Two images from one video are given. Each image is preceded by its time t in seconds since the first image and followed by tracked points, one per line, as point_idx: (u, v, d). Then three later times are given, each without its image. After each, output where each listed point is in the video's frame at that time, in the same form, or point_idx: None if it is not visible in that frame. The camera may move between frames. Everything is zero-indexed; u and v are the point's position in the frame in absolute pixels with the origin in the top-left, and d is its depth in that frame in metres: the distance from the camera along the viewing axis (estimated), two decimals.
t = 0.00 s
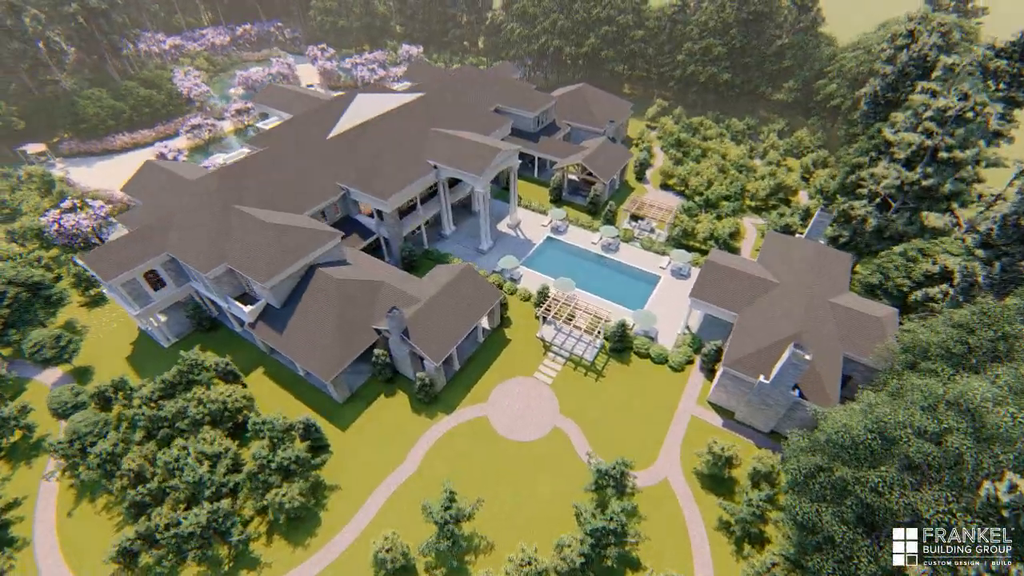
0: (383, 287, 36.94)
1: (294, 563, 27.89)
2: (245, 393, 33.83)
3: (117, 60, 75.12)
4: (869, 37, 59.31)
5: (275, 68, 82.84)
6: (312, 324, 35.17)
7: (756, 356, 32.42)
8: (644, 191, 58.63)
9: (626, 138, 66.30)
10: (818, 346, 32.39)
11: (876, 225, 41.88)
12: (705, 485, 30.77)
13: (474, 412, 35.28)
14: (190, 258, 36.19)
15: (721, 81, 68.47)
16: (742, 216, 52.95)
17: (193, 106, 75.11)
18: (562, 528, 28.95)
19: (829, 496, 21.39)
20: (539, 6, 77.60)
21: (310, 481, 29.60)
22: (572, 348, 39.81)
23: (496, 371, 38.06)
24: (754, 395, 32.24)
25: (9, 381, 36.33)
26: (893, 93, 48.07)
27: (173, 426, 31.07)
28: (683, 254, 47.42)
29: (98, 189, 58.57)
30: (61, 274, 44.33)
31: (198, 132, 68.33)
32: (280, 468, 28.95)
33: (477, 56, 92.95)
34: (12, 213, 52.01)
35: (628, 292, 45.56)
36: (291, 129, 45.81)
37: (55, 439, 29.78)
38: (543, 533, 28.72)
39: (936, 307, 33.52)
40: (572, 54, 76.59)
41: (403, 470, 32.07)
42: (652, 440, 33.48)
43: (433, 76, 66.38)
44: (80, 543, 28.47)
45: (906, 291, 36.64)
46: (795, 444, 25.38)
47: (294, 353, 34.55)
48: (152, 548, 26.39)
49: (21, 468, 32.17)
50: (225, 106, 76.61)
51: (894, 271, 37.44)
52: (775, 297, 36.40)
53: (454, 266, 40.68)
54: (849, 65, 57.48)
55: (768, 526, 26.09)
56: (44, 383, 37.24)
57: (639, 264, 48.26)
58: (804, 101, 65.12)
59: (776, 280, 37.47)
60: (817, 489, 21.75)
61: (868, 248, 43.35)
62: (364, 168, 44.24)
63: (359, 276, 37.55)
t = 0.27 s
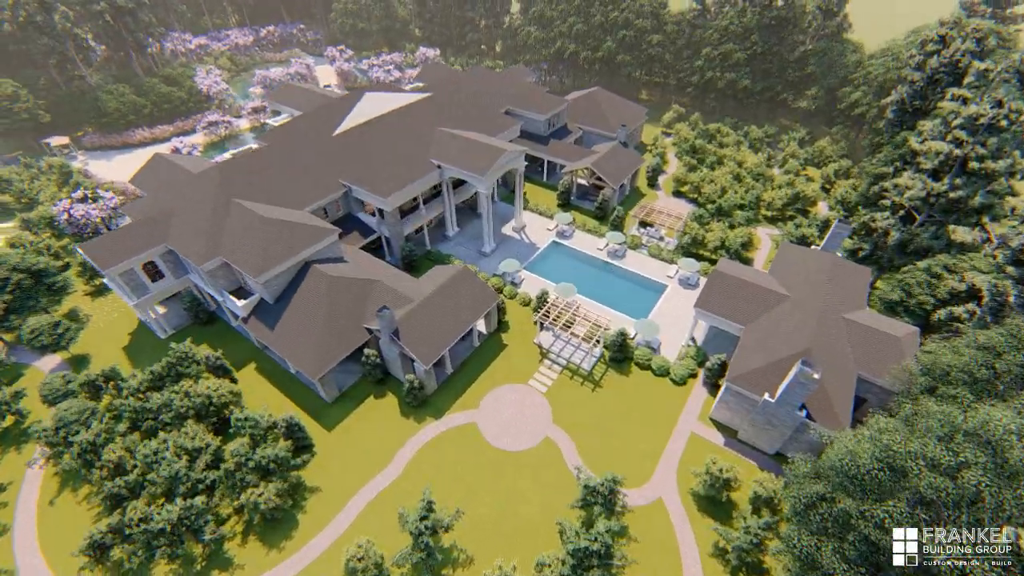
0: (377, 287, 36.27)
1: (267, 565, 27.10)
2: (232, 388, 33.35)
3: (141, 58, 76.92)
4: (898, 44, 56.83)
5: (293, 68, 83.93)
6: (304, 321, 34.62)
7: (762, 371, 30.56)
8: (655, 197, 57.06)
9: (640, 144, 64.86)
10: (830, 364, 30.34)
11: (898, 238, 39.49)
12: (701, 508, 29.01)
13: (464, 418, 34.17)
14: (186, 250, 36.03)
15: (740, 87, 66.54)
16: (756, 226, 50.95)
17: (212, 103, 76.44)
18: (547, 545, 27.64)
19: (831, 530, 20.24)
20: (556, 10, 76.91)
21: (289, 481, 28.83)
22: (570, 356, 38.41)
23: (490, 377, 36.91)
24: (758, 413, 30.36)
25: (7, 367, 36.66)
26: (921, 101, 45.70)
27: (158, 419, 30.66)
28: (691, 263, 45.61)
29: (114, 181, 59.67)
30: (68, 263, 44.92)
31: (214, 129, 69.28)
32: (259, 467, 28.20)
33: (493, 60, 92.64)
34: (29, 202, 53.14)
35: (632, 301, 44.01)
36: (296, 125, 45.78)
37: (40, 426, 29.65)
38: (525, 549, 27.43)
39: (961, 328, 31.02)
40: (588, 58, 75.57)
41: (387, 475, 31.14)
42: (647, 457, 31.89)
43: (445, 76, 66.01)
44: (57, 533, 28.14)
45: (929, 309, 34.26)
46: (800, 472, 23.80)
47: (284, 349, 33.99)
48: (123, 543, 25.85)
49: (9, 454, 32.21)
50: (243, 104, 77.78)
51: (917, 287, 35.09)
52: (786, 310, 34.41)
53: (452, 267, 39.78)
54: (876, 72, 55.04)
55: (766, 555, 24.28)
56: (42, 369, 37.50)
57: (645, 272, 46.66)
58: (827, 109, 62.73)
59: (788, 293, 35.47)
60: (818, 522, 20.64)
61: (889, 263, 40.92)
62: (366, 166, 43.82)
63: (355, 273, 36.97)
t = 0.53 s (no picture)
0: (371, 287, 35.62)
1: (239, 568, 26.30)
2: (220, 383, 32.92)
3: (165, 56, 78.66)
4: (929, 50, 54.20)
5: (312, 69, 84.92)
6: (294, 318, 34.09)
7: (767, 390, 28.67)
8: (666, 205, 55.38)
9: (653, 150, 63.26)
10: (841, 384, 28.31)
11: (922, 253, 37.04)
12: (695, 532, 27.25)
13: (452, 425, 33.05)
14: (183, 243, 35.93)
15: (760, 94, 64.42)
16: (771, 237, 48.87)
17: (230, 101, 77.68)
18: (527, 564, 26.23)
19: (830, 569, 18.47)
20: (574, 14, 75.99)
21: (266, 481, 28.08)
22: (566, 365, 36.98)
23: (482, 383, 35.77)
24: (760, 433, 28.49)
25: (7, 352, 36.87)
26: (951, 109, 43.24)
27: (142, 411, 30.35)
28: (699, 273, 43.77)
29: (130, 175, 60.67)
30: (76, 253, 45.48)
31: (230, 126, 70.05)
32: (236, 466, 27.50)
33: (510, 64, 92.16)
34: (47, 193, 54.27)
35: (636, 310, 42.38)
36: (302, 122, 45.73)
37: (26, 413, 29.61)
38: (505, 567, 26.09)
39: (988, 353, 28.72)
40: (604, 62, 74.39)
41: (368, 480, 30.19)
42: (640, 475, 30.22)
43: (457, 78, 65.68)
44: (35, 523, 27.93)
45: (953, 331, 31.82)
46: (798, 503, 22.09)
47: (273, 346, 33.44)
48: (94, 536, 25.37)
49: None
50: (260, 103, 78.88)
51: (941, 306, 32.67)
52: (795, 325, 32.38)
53: (449, 269, 38.86)
54: (905, 79, 52.50)
55: None
56: (41, 356, 37.77)
57: (651, 281, 45.02)
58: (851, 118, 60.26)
59: (799, 307, 33.43)
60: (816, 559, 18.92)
61: (912, 280, 38.47)
62: (369, 165, 43.41)
63: (349, 272, 36.34)
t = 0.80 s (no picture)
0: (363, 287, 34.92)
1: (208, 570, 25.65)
2: (207, 379, 32.58)
3: (188, 55, 80.29)
4: (963, 57, 51.36)
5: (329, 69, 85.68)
6: (284, 316, 33.54)
7: (770, 410, 26.78)
8: (677, 212, 53.63)
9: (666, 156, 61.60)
10: (852, 408, 26.24)
11: (948, 271, 34.67)
12: (686, 560, 25.51)
13: (437, 432, 31.97)
14: (179, 236, 35.86)
15: (781, 101, 62.20)
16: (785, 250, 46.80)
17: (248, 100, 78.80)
18: None
19: None
20: (591, 17, 74.89)
21: (241, 482, 27.41)
22: (561, 375, 35.56)
23: (472, 390, 34.68)
24: (761, 456, 26.63)
25: (8, 340, 37.29)
26: (984, 119, 40.68)
27: (126, 404, 30.13)
28: (706, 283, 41.92)
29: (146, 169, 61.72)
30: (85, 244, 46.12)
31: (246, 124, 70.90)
32: (211, 464, 26.83)
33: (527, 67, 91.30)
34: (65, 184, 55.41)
35: (638, 320, 40.76)
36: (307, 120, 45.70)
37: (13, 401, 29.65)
38: None
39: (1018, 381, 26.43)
40: (620, 66, 73.01)
41: (347, 486, 29.29)
42: (631, 495, 28.62)
43: (467, 79, 65.19)
44: (15, 512, 27.80)
45: (979, 356, 29.41)
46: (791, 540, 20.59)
47: (261, 343, 32.96)
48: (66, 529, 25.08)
49: None
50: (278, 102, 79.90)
51: (967, 328, 30.26)
52: (804, 342, 30.40)
53: (445, 271, 37.94)
54: (935, 86, 49.81)
55: None
56: (41, 344, 38.10)
57: (656, 290, 43.40)
58: (877, 127, 57.65)
59: (808, 324, 31.43)
60: None
61: (936, 299, 35.99)
62: (370, 163, 42.97)
63: (342, 271, 35.78)
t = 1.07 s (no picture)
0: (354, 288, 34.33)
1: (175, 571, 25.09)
2: (193, 375, 32.29)
3: (209, 53, 81.83)
4: (999, 64, 48.55)
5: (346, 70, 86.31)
6: (272, 314, 33.08)
7: (768, 436, 24.96)
8: (686, 221, 51.85)
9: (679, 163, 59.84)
10: (858, 436, 24.32)
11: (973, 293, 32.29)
12: None
13: (421, 439, 31.00)
14: (175, 230, 35.80)
15: (802, 108, 59.89)
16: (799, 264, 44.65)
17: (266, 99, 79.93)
18: None
19: None
20: (608, 20, 73.62)
21: (215, 482, 26.84)
22: (554, 385, 34.26)
23: (460, 398, 33.65)
24: (757, 483, 24.87)
25: (10, 327, 37.79)
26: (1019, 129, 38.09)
27: (110, 397, 29.99)
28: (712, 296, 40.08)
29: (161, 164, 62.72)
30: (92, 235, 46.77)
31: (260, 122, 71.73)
32: (184, 463, 26.28)
33: (543, 70, 90.32)
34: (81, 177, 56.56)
35: (638, 332, 39.14)
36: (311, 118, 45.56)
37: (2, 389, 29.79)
38: None
39: None
40: (636, 70, 71.51)
41: (324, 491, 28.53)
42: (617, 517, 27.09)
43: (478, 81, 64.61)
44: None
45: (1005, 386, 27.05)
46: None
47: (247, 341, 32.53)
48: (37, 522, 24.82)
49: None
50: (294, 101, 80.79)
51: (992, 355, 27.93)
52: (809, 364, 28.50)
53: (439, 275, 37.13)
54: (968, 96, 47.14)
55: None
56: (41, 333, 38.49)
57: (659, 302, 41.76)
58: (904, 137, 54.91)
59: (815, 344, 29.47)
60: None
61: (960, 321, 33.52)
62: (371, 163, 42.55)
63: (334, 270, 35.26)
